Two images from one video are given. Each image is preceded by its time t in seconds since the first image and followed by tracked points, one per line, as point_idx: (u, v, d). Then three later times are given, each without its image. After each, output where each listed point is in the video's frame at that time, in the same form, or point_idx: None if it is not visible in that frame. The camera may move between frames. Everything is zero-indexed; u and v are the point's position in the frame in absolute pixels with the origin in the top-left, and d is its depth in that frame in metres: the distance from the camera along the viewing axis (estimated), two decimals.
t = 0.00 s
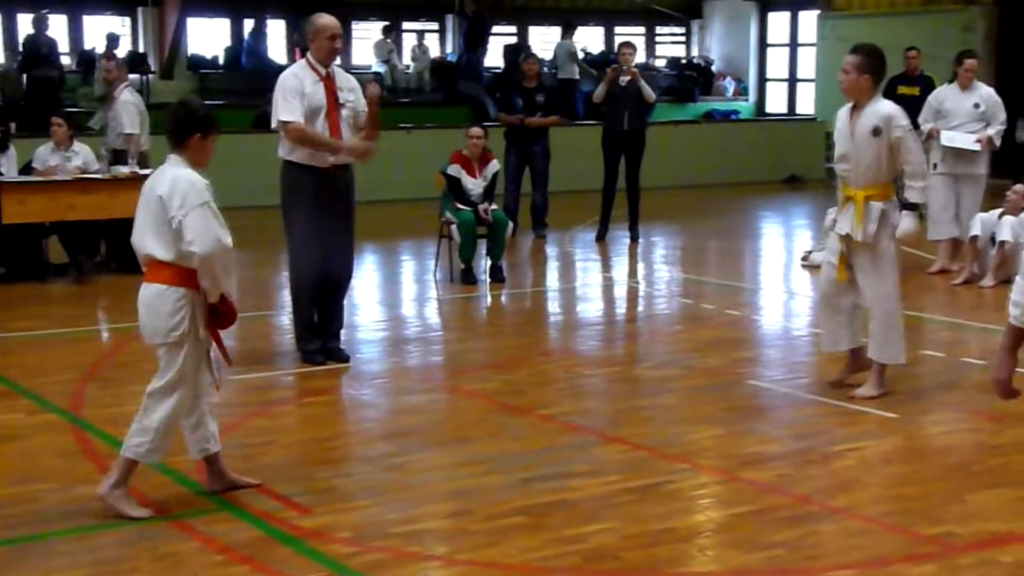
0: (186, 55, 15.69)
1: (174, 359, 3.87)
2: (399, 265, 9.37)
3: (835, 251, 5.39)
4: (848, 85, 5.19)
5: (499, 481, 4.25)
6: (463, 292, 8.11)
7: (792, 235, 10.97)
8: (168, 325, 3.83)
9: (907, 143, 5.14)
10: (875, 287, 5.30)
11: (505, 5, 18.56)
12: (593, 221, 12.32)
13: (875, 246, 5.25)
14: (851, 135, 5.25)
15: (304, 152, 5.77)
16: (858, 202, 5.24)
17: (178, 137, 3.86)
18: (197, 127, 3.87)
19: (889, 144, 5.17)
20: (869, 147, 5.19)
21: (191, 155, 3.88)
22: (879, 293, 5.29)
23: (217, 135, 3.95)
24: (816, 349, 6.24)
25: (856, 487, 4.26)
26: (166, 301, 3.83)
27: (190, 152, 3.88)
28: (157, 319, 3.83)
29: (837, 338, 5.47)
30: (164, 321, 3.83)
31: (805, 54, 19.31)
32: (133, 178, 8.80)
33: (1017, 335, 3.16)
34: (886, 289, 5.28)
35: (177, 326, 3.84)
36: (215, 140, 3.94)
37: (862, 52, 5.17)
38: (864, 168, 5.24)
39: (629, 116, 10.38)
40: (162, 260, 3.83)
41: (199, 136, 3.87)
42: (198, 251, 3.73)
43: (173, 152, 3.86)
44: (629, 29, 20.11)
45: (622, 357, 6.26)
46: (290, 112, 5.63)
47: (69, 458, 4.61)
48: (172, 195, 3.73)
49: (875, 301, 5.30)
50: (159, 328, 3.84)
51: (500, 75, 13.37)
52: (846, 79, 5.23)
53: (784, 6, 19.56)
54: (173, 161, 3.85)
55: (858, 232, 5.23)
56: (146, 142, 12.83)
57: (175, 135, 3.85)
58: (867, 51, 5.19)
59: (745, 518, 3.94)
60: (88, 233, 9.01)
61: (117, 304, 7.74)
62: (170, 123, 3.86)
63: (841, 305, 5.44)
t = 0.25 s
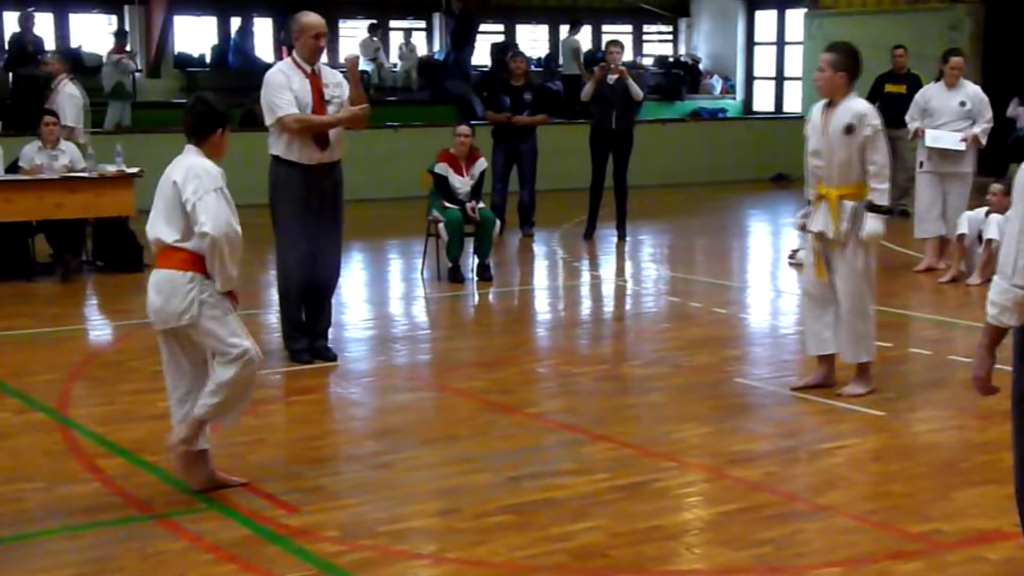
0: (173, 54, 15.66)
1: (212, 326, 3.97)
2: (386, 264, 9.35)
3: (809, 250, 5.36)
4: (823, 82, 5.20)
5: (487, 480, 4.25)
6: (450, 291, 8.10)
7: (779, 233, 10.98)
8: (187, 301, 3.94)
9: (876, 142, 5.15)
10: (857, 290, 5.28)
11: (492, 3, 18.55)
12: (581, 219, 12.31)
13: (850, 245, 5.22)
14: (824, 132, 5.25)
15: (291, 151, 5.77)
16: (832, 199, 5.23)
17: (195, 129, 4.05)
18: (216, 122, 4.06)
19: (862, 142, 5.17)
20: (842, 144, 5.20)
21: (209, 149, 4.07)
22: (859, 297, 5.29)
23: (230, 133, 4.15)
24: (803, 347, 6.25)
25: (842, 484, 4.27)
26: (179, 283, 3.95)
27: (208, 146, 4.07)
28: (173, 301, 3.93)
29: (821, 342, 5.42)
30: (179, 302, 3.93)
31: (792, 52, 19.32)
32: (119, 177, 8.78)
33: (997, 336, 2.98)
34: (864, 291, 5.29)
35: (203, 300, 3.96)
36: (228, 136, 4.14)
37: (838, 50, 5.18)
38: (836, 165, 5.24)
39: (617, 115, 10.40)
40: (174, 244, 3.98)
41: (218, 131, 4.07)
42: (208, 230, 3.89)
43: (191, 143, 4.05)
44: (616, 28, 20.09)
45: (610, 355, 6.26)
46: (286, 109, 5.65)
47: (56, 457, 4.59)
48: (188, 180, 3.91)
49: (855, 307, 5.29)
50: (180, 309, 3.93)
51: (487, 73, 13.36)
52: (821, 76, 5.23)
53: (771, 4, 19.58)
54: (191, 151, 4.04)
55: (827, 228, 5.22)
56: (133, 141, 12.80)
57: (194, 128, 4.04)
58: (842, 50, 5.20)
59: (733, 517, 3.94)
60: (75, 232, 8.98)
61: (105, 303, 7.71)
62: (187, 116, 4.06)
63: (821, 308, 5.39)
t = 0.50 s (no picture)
0: (166, 55, 15.65)
1: (228, 321, 4.02)
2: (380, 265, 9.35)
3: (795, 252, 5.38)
4: (804, 82, 5.18)
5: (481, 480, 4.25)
6: (444, 292, 8.10)
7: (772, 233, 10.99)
8: (205, 299, 3.98)
9: (859, 139, 5.16)
10: (839, 291, 5.26)
11: (485, 3, 18.54)
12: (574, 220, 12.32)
13: (834, 240, 5.21)
14: (807, 131, 5.26)
15: (285, 153, 5.77)
16: (817, 198, 5.24)
17: (188, 128, 4.05)
18: (207, 119, 4.08)
19: (844, 140, 5.19)
20: (825, 143, 5.21)
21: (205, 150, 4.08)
22: (841, 298, 5.27)
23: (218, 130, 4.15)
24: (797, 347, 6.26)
25: (836, 484, 4.28)
26: (196, 282, 3.97)
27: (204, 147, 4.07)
28: (190, 301, 3.97)
29: (809, 343, 5.42)
30: (196, 302, 3.97)
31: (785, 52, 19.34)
32: (112, 179, 8.78)
33: (983, 336, 2.97)
34: (847, 291, 5.27)
35: (221, 296, 4.01)
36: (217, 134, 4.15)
37: (817, 50, 5.17)
38: (820, 163, 5.26)
39: (610, 115, 10.39)
40: (185, 243, 3.97)
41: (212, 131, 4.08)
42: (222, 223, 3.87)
43: (186, 143, 4.05)
44: (609, 28, 20.10)
45: (604, 356, 6.26)
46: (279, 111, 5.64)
47: (50, 459, 4.59)
48: (195, 177, 3.92)
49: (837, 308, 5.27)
50: (199, 306, 3.98)
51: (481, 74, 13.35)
52: (801, 75, 5.22)
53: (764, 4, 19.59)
54: (189, 151, 4.04)
55: (813, 227, 5.23)
56: (127, 142, 12.79)
57: (187, 128, 4.04)
58: (821, 49, 5.18)
59: (727, 517, 3.95)
60: (68, 234, 8.97)
61: (98, 305, 7.70)
62: (178, 116, 4.06)
63: (810, 309, 5.39)
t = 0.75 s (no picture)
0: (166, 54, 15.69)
1: (239, 320, 4.03)
2: (380, 263, 9.36)
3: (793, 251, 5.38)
4: (803, 80, 5.18)
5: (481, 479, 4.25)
6: (444, 290, 8.11)
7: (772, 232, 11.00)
8: (216, 297, 3.98)
9: (858, 139, 5.16)
10: (841, 291, 5.26)
11: (485, 2, 18.54)
12: (575, 218, 12.32)
13: (834, 241, 5.22)
14: (807, 131, 5.26)
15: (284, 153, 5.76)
16: (815, 198, 5.23)
17: (192, 128, 4.04)
18: (211, 117, 4.08)
19: (844, 139, 5.19)
20: (824, 143, 5.21)
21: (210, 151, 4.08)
22: (842, 298, 5.27)
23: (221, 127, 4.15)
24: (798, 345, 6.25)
25: (836, 482, 4.28)
26: (206, 281, 3.97)
27: (209, 147, 4.08)
28: (200, 299, 3.97)
29: (807, 343, 5.41)
30: (207, 300, 3.97)
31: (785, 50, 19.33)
32: (112, 178, 8.78)
33: (977, 333, 2.97)
34: (847, 291, 5.27)
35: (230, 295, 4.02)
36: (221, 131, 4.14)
37: (816, 48, 5.17)
38: (818, 163, 5.25)
39: (610, 113, 10.39)
40: (194, 243, 3.98)
41: (216, 130, 4.08)
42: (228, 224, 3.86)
43: (191, 142, 4.05)
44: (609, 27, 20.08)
45: (604, 354, 6.27)
46: (271, 113, 5.62)
47: (49, 459, 4.59)
48: (202, 179, 3.92)
49: (837, 308, 5.27)
50: (209, 305, 3.98)
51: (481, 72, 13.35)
52: (800, 73, 5.22)
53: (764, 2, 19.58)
54: (193, 151, 4.03)
55: (812, 227, 5.22)
56: (127, 141, 12.79)
57: (191, 127, 4.04)
58: (820, 47, 5.18)
59: (727, 515, 3.94)
60: (67, 233, 8.97)
61: (97, 304, 7.71)
62: (181, 115, 4.06)
63: (809, 309, 5.37)
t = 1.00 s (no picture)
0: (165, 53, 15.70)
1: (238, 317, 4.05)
2: (380, 262, 9.36)
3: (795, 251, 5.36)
4: (807, 80, 5.19)
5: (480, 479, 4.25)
6: (444, 289, 8.11)
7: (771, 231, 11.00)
8: (214, 297, 3.98)
9: (861, 142, 5.16)
10: (840, 292, 5.26)
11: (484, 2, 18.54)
12: (574, 217, 12.32)
13: (832, 242, 5.22)
14: (809, 132, 5.27)
15: (283, 153, 5.77)
16: (815, 199, 5.23)
17: (199, 128, 4.05)
18: (219, 118, 4.08)
19: (846, 142, 5.19)
20: (826, 144, 5.20)
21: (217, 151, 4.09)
22: (841, 299, 5.27)
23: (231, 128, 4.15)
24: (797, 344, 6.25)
25: (835, 482, 4.28)
26: (204, 281, 3.97)
27: (216, 148, 4.08)
28: (198, 300, 3.96)
29: (806, 343, 5.41)
30: (205, 301, 3.97)
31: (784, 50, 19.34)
32: (112, 177, 8.78)
33: (977, 333, 2.98)
34: (846, 291, 5.27)
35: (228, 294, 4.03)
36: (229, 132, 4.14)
37: (822, 49, 5.19)
38: (819, 164, 5.24)
39: (610, 113, 10.39)
40: (193, 244, 3.98)
41: (223, 131, 4.09)
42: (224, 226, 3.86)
43: (197, 143, 4.05)
44: (608, 26, 20.05)
45: (603, 353, 6.27)
46: (256, 114, 5.70)
47: (49, 458, 4.59)
48: (201, 180, 3.92)
49: (837, 308, 5.28)
50: (207, 306, 3.98)
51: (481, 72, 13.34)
52: (805, 74, 5.23)
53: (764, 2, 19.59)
54: (198, 151, 4.04)
55: (811, 228, 5.22)
56: (126, 140, 12.79)
57: (198, 128, 4.04)
58: (825, 49, 5.20)
59: (726, 515, 3.94)
60: (67, 232, 8.97)
61: (97, 303, 7.71)
62: (191, 116, 4.07)
63: (808, 308, 5.37)
